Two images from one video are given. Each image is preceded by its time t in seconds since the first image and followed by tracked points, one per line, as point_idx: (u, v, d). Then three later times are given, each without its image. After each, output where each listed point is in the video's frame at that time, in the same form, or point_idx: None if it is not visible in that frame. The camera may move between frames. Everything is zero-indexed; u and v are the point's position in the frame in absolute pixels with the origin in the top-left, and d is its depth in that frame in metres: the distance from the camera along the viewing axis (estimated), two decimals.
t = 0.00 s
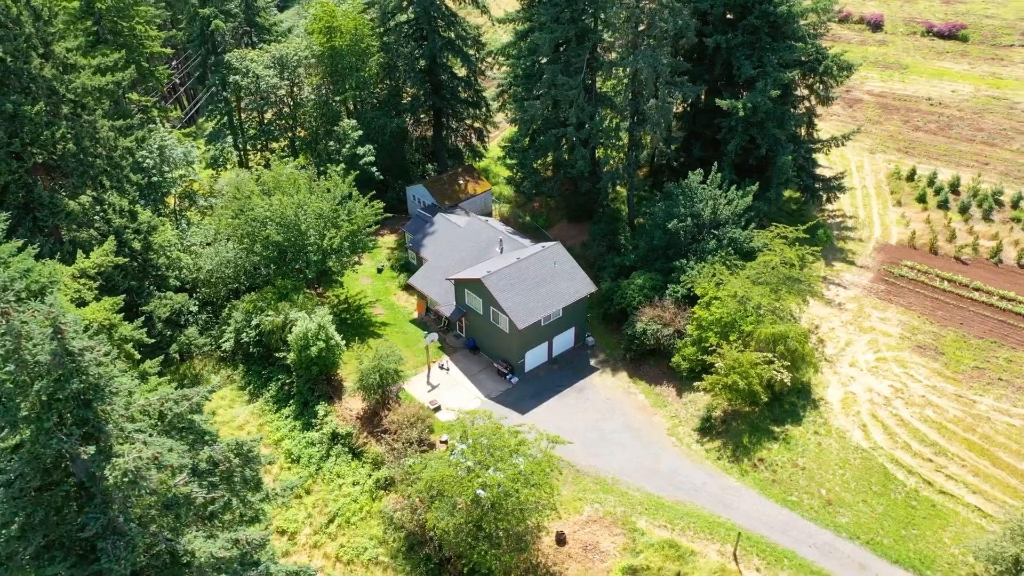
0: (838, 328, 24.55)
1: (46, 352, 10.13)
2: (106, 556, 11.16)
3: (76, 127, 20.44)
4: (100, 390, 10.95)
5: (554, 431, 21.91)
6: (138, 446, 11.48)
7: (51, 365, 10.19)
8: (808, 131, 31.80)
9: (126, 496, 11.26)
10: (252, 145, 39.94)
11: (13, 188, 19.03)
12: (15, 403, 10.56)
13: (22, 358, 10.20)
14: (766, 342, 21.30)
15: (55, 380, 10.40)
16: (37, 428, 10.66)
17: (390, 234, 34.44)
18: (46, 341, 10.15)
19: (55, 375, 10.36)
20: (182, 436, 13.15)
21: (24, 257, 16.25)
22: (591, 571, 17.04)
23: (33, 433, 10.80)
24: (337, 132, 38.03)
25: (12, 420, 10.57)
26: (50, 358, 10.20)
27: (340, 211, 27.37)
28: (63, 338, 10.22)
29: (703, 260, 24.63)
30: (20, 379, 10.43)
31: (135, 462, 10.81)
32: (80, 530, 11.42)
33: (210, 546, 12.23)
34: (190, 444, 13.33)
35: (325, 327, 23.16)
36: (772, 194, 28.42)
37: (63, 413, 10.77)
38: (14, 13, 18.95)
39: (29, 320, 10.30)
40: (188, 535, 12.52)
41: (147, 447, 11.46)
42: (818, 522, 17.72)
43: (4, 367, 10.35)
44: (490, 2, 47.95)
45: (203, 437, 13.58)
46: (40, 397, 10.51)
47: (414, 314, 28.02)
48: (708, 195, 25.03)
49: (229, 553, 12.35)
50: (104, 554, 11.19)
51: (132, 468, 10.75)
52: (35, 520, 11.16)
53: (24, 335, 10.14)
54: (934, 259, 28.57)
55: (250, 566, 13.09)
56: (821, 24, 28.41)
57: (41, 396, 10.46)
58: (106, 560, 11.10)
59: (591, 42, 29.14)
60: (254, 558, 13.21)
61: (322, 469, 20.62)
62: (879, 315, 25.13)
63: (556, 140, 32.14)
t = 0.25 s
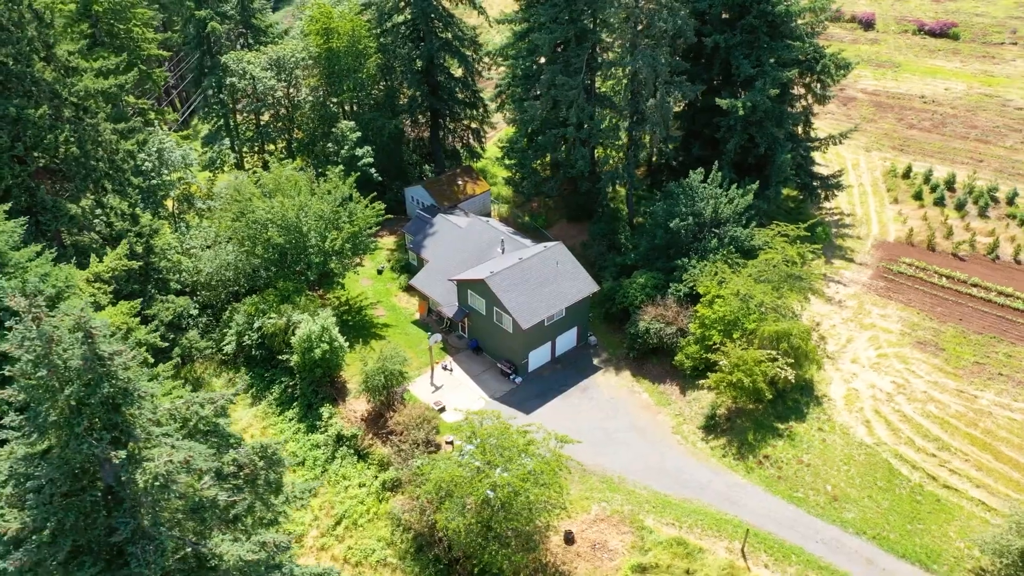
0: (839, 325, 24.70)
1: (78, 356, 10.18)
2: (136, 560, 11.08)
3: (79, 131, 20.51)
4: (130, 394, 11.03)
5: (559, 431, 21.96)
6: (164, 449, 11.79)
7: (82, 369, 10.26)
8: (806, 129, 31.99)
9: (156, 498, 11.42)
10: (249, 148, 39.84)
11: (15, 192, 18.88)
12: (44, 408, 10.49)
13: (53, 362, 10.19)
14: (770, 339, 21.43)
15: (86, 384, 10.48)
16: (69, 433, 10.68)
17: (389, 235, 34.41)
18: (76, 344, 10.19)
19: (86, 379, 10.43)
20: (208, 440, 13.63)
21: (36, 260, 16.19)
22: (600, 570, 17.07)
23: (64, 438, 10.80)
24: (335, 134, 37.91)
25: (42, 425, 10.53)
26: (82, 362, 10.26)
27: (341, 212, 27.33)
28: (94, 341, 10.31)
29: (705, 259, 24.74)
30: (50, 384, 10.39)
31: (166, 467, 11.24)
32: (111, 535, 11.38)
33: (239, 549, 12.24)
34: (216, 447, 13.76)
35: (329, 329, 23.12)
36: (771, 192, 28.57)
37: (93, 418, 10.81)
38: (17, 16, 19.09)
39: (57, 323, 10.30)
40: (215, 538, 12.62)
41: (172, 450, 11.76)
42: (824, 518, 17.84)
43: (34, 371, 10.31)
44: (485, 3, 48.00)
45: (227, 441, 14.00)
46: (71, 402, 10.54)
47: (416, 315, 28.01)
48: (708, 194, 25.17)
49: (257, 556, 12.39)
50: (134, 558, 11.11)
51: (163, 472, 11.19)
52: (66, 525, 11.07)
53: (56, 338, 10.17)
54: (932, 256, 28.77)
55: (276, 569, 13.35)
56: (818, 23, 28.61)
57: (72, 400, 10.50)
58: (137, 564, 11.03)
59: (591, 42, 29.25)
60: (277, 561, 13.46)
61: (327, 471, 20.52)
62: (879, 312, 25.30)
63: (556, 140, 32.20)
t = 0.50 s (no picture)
0: (838, 321, 24.86)
1: (107, 361, 10.30)
2: (164, 566, 11.06)
3: (81, 134, 20.41)
4: (157, 398, 11.16)
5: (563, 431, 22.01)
6: (192, 454, 11.82)
7: (112, 375, 10.38)
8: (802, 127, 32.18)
9: (183, 503, 11.39)
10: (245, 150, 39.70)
11: (17, 196, 18.65)
12: (74, 414, 10.60)
13: (82, 367, 10.29)
14: (772, 337, 21.57)
15: (115, 390, 10.60)
16: (99, 438, 10.78)
17: (388, 237, 34.37)
18: (105, 349, 10.28)
19: (115, 385, 10.55)
20: (234, 444, 13.46)
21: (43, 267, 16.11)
22: (608, 568, 17.13)
23: (93, 443, 10.87)
24: (332, 136, 37.70)
25: (71, 430, 10.64)
26: (112, 367, 10.39)
27: (340, 215, 27.34)
28: (122, 347, 10.44)
29: (705, 258, 24.85)
30: (79, 389, 10.50)
31: (196, 471, 11.16)
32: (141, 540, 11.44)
33: (266, 553, 12.44)
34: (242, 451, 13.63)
35: (331, 332, 23.08)
36: (769, 191, 28.74)
37: (121, 424, 10.91)
38: (17, 19, 18.88)
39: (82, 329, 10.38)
40: (240, 543, 12.71)
41: (200, 454, 11.79)
42: (829, 514, 17.97)
43: (63, 377, 10.36)
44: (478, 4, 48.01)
45: (251, 444, 13.77)
46: (99, 407, 10.64)
47: (416, 316, 28.01)
48: (708, 193, 25.28)
49: (285, 559, 12.69)
50: (163, 564, 11.08)
51: (194, 477, 11.11)
52: (96, 532, 11.02)
53: (85, 344, 10.19)
54: (928, 253, 28.99)
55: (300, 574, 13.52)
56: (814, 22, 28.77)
57: (101, 405, 10.61)
58: (166, 570, 11.02)
59: (589, 42, 29.33)
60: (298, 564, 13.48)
61: (331, 474, 20.50)
62: (878, 308, 25.48)
63: (554, 140, 32.26)
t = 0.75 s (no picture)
0: (836, 318, 25.04)
1: (136, 366, 10.49)
2: (192, 571, 11.23)
3: (80, 139, 20.53)
4: (183, 403, 11.31)
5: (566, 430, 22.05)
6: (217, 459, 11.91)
7: (140, 379, 10.55)
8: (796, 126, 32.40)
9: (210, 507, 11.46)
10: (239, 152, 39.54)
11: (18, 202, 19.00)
12: (100, 420, 10.71)
13: (110, 373, 10.43)
14: (772, 334, 21.73)
15: (143, 395, 10.76)
16: (127, 444, 10.96)
17: (384, 238, 34.34)
18: (133, 354, 10.47)
19: (142, 390, 10.71)
20: (255, 447, 13.23)
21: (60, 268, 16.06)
22: (614, 566, 17.19)
23: (120, 449, 11.03)
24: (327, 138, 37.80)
25: (98, 436, 10.76)
26: (140, 372, 10.56)
27: (338, 217, 27.31)
28: (150, 352, 10.60)
29: (704, 256, 24.98)
30: (107, 394, 10.61)
31: (225, 475, 11.11)
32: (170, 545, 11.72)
33: (291, 558, 12.46)
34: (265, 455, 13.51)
35: (332, 334, 23.01)
36: (765, 189, 28.92)
37: (148, 429, 11.08)
38: (16, 23, 18.89)
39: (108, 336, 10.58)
40: (265, 547, 12.76)
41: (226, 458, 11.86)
42: (833, 509, 18.11)
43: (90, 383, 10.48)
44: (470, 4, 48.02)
45: (274, 449, 13.58)
46: (127, 412, 10.80)
47: (415, 318, 28.00)
48: (706, 192, 25.40)
49: (310, 563, 12.82)
50: (190, 569, 11.26)
51: (222, 481, 11.06)
52: (124, 538, 11.15)
53: (113, 350, 10.37)
54: (923, 249, 29.27)
55: None
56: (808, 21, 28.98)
57: (128, 410, 10.76)
58: None
59: (585, 42, 29.45)
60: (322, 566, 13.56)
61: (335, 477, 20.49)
62: (875, 305, 25.69)
63: (551, 141, 32.32)
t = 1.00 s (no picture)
0: (834, 315, 25.22)
1: (163, 371, 11.00)
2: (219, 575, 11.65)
3: (80, 143, 20.61)
4: (207, 407, 11.83)
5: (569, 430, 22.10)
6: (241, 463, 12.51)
7: (167, 384, 11.08)
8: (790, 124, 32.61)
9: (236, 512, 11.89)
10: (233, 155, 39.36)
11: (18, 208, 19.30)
12: (126, 425, 11.23)
13: (138, 378, 10.90)
14: (773, 331, 21.88)
15: (169, 400, 11.30)
16: (154, 449, 11.49)
17: (381, 240, 34.28)
18: (161, 360, 10.97)
19: (169, 395, 11.24)
20: (278, 451, 14.07)
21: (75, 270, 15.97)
22: (621, 565, 17.25)
23: (146, 454, 11.54)
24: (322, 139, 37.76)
25: (124, 441, 11.25)
26: (168, 377, 11.10)
27: (337, 219, 27.28)
28: (177, 357, 11.07)
29: (702, 254, 25.10)
30: (136, 399, 11.15)
31: (253, 479, 11.63)
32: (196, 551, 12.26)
33: (316, 560, 13.09)
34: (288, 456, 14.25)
35: (333, 336, 22.96)
36: (761, 187, 29.10)
37: (174, 434, 11.64)
38: (14, 26, 19.04)
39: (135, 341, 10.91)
40: (290, 551, 13.25)
41: (250, 463, 12.47)
42: (836, 504, 18.26)
43: (117, 389, 10.97)
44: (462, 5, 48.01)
45: (295, 451, 14.30)
46: (154, 417, 11.32)
47: (415, 319, 27.97)
48: (704, 190, 25.53)
49: (334, 566, 13.27)
50: (218, 573, 11.69)
51: (250, 485, 11.57)
52: (152, 544, 11.69)
53: (140, 356, 10.84)
54: (917, 245, 29.51)
55: None
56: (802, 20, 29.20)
57: (155, 416, 11.30)
58: None
59: (581, 43, 29.55)
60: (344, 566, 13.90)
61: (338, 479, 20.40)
62: (872, 301, 25.89)
63: (547, 141, 32.40)
